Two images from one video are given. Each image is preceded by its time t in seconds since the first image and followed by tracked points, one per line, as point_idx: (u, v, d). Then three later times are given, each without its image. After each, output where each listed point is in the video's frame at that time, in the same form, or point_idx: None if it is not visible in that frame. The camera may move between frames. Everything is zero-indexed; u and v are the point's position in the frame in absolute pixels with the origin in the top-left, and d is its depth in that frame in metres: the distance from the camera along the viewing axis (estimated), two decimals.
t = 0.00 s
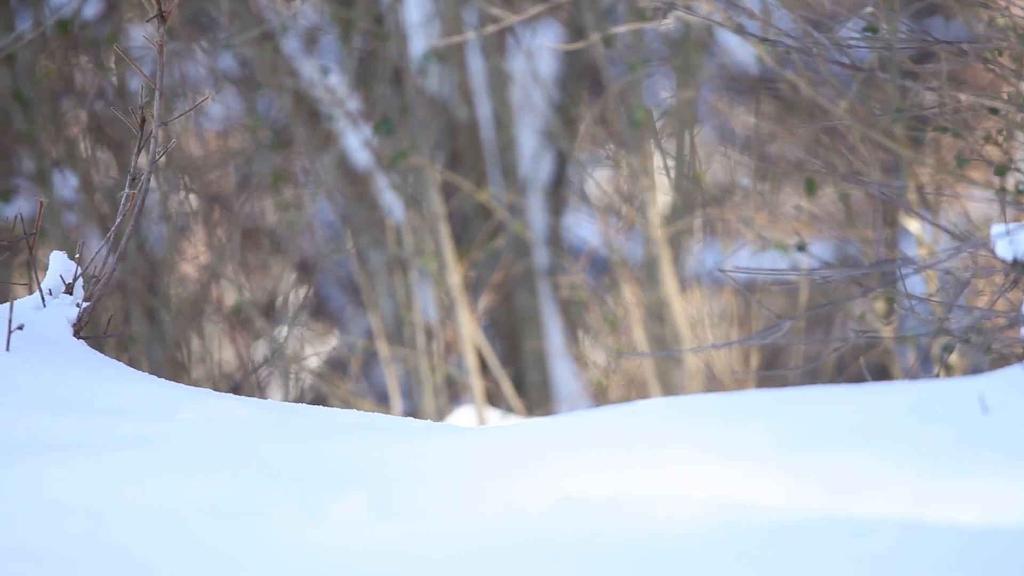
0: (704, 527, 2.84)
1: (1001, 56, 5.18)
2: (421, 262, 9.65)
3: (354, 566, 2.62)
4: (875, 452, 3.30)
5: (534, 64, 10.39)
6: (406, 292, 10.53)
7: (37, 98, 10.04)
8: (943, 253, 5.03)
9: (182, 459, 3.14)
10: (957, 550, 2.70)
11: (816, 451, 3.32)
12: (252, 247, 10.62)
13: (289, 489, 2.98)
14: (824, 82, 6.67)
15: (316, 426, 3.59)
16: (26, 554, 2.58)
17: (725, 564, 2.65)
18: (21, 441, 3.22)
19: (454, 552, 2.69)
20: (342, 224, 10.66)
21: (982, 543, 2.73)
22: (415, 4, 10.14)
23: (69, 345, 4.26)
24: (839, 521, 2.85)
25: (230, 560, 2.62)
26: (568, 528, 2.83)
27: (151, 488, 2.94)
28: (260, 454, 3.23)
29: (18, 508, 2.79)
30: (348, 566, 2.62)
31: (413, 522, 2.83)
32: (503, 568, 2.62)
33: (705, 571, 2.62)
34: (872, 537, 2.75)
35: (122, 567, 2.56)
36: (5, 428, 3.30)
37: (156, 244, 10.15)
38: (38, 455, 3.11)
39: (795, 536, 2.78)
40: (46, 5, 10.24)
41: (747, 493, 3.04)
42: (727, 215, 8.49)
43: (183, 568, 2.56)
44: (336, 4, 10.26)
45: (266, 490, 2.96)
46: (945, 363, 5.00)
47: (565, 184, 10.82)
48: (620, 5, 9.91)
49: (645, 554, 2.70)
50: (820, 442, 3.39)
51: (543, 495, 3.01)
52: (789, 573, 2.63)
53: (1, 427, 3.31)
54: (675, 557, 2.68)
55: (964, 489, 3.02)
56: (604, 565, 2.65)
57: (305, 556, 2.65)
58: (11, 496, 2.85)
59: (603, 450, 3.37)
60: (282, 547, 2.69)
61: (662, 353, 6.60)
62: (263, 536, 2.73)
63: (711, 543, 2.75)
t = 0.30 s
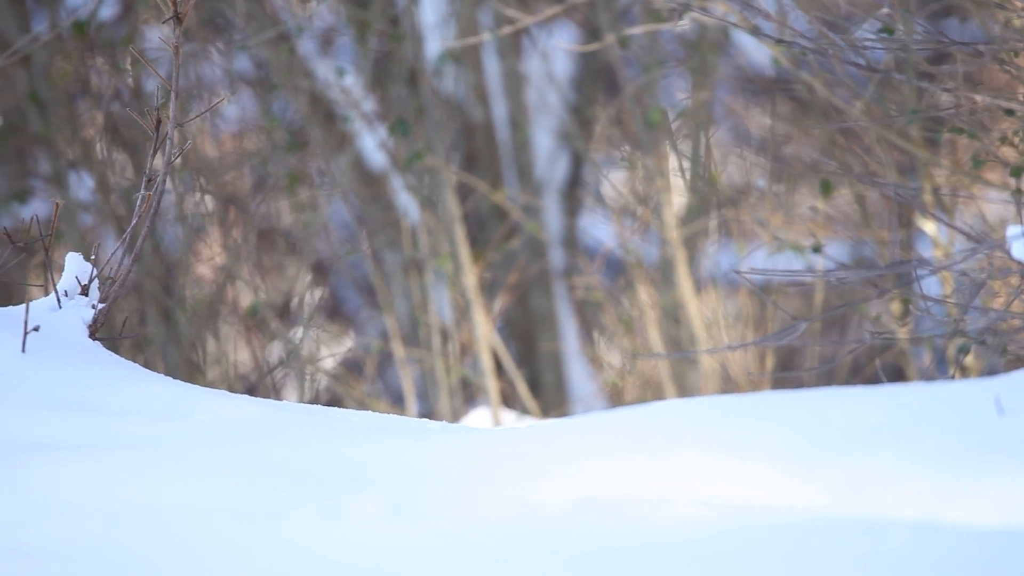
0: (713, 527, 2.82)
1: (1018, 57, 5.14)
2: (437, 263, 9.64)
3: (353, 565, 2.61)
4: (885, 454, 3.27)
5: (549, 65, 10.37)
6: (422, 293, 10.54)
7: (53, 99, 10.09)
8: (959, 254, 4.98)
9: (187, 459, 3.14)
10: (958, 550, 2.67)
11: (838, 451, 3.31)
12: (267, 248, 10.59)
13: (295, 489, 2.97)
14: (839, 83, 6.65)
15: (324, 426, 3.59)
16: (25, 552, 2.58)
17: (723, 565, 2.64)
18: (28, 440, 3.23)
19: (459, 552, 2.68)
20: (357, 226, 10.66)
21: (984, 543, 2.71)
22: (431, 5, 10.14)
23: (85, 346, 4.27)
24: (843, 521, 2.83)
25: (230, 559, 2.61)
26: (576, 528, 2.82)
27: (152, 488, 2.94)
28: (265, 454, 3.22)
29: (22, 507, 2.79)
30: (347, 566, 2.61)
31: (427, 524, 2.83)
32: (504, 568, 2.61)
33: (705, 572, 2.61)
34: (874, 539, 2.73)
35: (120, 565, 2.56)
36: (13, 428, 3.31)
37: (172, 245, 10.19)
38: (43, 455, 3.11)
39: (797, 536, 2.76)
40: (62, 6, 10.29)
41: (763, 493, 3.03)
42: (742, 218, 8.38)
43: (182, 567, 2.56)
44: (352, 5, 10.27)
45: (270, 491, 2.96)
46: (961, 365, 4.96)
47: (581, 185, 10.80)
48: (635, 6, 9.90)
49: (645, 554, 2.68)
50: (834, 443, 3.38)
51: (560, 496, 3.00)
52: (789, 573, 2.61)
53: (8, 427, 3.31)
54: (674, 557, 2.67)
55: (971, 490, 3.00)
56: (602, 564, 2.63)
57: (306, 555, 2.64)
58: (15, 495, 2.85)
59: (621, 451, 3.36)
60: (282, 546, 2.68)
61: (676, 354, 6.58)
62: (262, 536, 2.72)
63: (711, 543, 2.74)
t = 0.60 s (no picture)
0: (721, 528, 2.80)
1: None
2: (452, 263, 9.62)
3: (355, 565, 2.60)
4: (896, 454, 3.24)
5: (564, 64, 10.35)
6: (437, 292, 10.53)
7: (69, 98, 10.11)
8: (975, 253, 4.94)
9: (193, 459, 3.13)
10: (959, 551, 2.65)
11: (856, 451, 3.28)
12: (283, 247, 10.62)
13: (302, 489, 2.96)
14: (855, 82, 6.60)
15: (333, 425, 3.58)
16: (25, 553, 2.57)
17: (722, 566, 2.62)
18: (35, 439, 3.22)
19: (463, 552, 2.67)
20: (373, 225, 10.67)
21: (986, 544, 2.68)
22: (446, 4, 10.13)
23: (100, 344, 4.27)
24: (849, 521, 2.81)
25: (231, 560, 2.60)
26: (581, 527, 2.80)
27: (155, 488, 2.93)
28: (271, 454, 3.21)
29: (25, 507, 2.78)
30: (349, 565, 2.60)
31: (435, 524, 2.81)
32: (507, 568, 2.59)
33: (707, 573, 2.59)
34: (876, 539, 2.71)
35: (120, 566, 2.55)
36: (21, 426, 3.30)
37: (188, 244, 10.21)
38: (49, 454, 3.11)
39: (799, 536, 2.74)
40: (77, 5, 10.31)
41: (776, 492, 3.01)
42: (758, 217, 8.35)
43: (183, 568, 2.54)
44: (367, 4, 10.26)
45: (275, 491, 2.94)
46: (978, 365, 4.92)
47: (596, 184, 10.77)
48: (650, 5, 9.86)
49: (646, 554, 2.67)
50: (849, 442, 3.35)
51: (573, 496, 2.98)
52: (788, 573, 2.59)
53: (16, 425, 3.31)
54: (674, 557, 2.65)
55: (980, 491, 2.97)
56: (602, 564, 2.62)
57: (309, 555, 2.63)
58: (17, 496, 2.85)
59: (638, 450, 3.34)
60: (284, 546, 2.66)
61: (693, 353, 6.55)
62: (264, 536, 2.70)
63: (711, 543, 2.72)
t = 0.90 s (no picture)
0: (733, 528, 2.79)
1: None
2: (474, 264, 9.61)
3: (355, 564, 2.59)
4: (925, 452, 3.24)
5: (586, 66, 10.32)
6: (458, 294, 10.53)
7: (91, 100, 10.16)
8: (997, 255, 4.88)
9: (197, 460, 3.13)
10: (961, 551, 2.62)
11: (882, 452, 3.25)
12: (304, 249, 10.64)
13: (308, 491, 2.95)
14: (876, 84, 6.56)
15: (345, 426, 3.57)
16: (22, 550, 2.57)
17: (724, 566, 2.60)
18: (46, 438, 3.22)
19: (468, 551, 2.66)
20: (395, 227, 10.67)
21: (990, 547, 2.64)
22: (467, 6, 10.13)
23: (121, 346, 4.28)
24: (863, 522, 2.79)
25: (229, 560, 2.59)
26: (601, 528, 2.79)
27: (156, 488, 2.93)
28: (274, 454, 3.20)
29: (26, 506, 2.78)
30: (348, 565, 2.58)
31: (455, 524, 2.81)
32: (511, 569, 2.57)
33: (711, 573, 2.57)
34: (881, 540, 2.69)
35: (117, 564, 2.54)
36: (31, 425, 3.31)
37: (209, 246, 10.25)
38: (54, 454, 3.11)
39: (806, 537, 2.72)
40: (99, 7, 10.37)
41: (799, 493, 2.99)
42: (778, 218, 8.32)
43: (180, 567, 2.53)
44: (388, 6, 10.28)
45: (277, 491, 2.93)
46: (1000, 367, 4.86)
47: (617, 186, 10.73)
48: (672, 7, 9.83)
49: (650, 554, 2.66)
50: (873, 443, 3.32)
51: (597, 497, 2.97)
52: (789, 573, 2.56)
53: (25, 424, 3.31)
54: (674, 558, 2.64)
55: (991, 494, 2.93)
56: (603, 564, 2.61)
57: (309, 554, 2.62)
58: (18, 494, 2.85)
59: (666, 451, 3.33)
60: (284, 547, 2.65)
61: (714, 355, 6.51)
62: (263, 536, 2.70)
63: (710, 543, 2.71)
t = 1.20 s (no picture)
0: (743, 528, 2.77)
1: None
2: (498, 265, 9.59)
3: (353, 563, 2.58)
4: (957, 450, 3.21)
5: (610, 67, 10.28)
6: (482, 294, 10.52)
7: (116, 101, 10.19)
8: None
9: (202, 460, 3.12)
10: (959, 552, 2.60)
11: (910, 451, 3.22)
12: (328, 250, 10.61)
13: (311, 491, 2.94)
14: (901, 84, 6.51)
15: (360, 427, 3.56)
16: (20, 548, 2.57)
17: (726, 566, 2.58)
18: (57, 437, 3.23)
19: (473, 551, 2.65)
20: (419, 228, 10.68)
21: (995, 547, 2.61)
22: (491, 7, 10.13)
23: (144, 346, 4.29)
24: (877, 523, 2.76)
25: (230, 559, 2.58)
26: (623, 527, 2.78)
27: (154, 488, 2.92)
28: (280, 454, 3.20)
29: (27, 505, 2.78)
30: (349, 564, 2.57)
31: (483, 524, 2.79)
32: (516, 569, 2.56)
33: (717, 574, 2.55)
34: (887, 541, 2.66)
35: (116, 563, 2.53)
36: (41, 424, 3.32)
37: (233, 247, 10.29)
38: (59, 453, 3.11)
39: (814, 537, 2.70)
40: (124, 8, 10.44)
41: (817, 493, 2.97)
42: (802, 220, 8.35)
43: (180, 567, 2.53)
44: (412, 6, 10.28)
45: (281, 492, 2.92)
46: None
47: (642, 187, 10.69)
48: (696, 7, 9.80)
49: (654, 554, 2.64)
50: (901, 443, 3.29)
51: (625, 497, 2.95)
52: (789, 573, 2.55)
53: (37, 423, 3.32)
54: (676, 557, 2.62)
55: (1005, 495, 2.90)
56: (605, 563, 2.60)
57: (313, 554, 2.61)
58: (21, 492, 2.85)
59: (696, 451, 3.31)
60: (285, 547, 2.64)
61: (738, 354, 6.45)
62: (264, 536, 2.69)
63: (711, 543, 2.69)
